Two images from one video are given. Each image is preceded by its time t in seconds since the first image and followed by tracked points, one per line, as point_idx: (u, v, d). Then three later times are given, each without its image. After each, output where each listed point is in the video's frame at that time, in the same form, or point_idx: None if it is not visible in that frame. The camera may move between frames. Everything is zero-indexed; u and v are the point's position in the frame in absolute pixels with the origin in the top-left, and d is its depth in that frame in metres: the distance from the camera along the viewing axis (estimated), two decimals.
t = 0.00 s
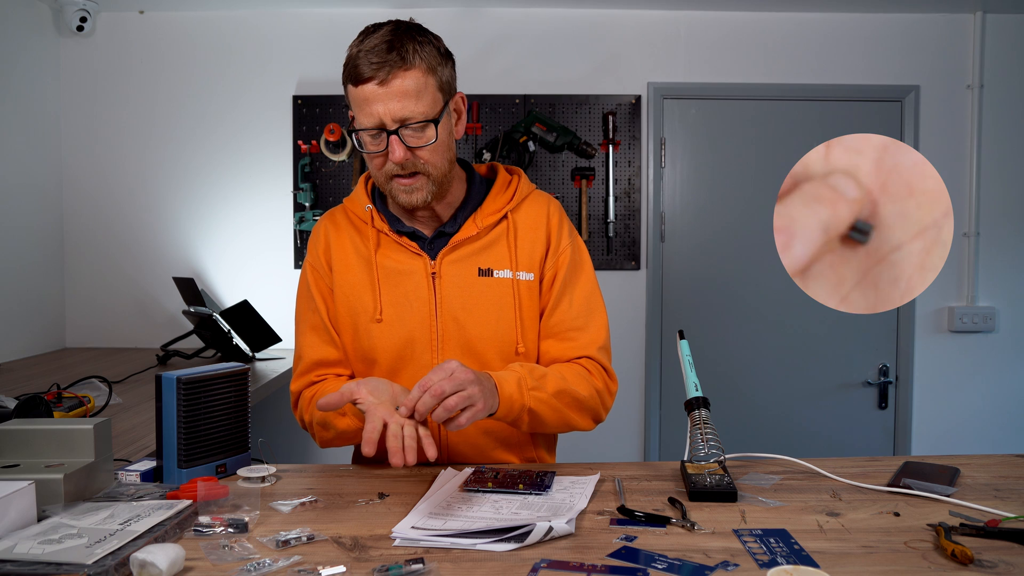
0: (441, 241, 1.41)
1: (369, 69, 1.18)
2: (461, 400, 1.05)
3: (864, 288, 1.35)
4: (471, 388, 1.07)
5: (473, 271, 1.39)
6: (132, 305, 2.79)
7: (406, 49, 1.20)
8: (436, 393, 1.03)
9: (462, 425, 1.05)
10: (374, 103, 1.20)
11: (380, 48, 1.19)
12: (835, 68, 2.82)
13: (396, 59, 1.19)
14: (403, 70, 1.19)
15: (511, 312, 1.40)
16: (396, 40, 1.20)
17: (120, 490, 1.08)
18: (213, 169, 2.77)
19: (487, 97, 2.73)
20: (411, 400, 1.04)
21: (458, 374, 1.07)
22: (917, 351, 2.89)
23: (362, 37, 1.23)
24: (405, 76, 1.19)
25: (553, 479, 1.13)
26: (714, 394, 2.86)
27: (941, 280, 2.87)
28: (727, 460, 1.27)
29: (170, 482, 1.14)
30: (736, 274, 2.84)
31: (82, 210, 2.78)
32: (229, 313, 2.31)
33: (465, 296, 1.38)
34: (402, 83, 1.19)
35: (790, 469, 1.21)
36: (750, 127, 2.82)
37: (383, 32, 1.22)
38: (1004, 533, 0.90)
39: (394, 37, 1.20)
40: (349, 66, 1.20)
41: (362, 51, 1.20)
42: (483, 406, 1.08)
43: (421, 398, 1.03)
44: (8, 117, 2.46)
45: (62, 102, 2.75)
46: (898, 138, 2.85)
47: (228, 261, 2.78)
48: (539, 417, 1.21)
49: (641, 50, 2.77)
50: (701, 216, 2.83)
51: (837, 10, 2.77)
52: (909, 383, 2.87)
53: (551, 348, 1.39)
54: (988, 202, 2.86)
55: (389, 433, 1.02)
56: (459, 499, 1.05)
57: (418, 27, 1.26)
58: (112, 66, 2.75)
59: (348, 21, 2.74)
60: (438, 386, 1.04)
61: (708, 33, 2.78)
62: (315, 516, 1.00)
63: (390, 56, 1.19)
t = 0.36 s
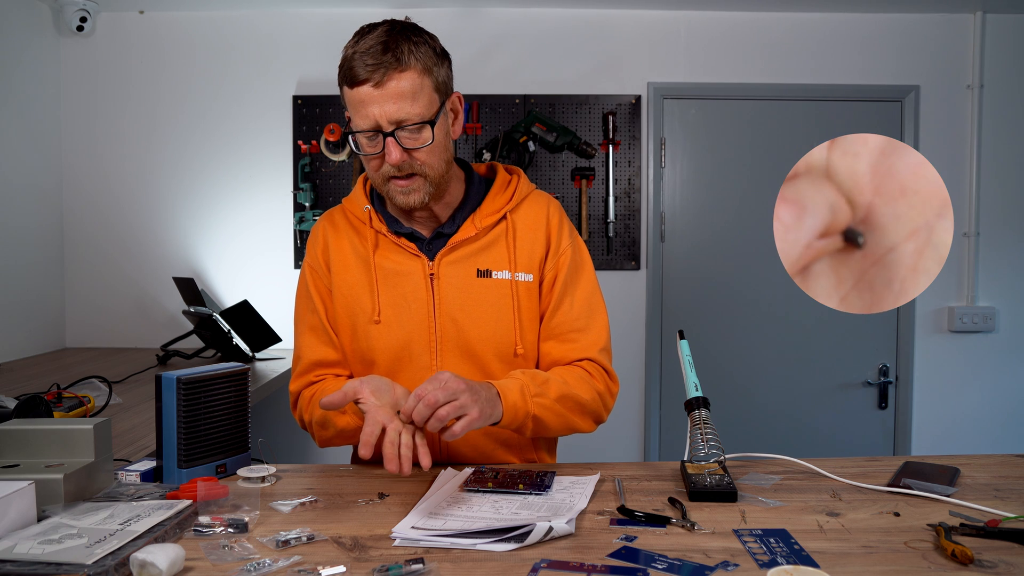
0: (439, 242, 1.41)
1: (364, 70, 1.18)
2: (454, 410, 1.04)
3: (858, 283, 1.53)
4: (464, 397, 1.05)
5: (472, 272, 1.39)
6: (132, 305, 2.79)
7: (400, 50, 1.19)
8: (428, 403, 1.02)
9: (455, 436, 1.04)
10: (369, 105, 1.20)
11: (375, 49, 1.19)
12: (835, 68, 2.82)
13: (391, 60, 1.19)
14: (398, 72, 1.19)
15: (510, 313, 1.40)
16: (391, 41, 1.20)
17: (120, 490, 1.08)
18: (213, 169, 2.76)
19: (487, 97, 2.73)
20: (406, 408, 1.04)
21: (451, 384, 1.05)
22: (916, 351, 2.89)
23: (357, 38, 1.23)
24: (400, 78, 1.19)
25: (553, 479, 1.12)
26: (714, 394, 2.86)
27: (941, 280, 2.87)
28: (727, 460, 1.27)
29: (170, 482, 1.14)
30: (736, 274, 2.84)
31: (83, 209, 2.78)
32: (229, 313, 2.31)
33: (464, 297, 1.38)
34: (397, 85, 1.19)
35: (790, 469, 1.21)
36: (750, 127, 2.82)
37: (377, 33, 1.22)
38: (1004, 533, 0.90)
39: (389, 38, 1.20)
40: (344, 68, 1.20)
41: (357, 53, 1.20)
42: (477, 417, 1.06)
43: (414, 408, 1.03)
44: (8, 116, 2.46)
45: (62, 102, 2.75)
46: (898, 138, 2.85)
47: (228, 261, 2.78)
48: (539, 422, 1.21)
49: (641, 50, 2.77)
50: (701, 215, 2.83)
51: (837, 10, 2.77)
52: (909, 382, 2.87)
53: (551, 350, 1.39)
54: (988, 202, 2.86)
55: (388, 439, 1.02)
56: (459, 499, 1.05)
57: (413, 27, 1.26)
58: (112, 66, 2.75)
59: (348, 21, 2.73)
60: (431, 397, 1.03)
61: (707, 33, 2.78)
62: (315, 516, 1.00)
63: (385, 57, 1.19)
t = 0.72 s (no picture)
0: (439, 242, 1.41)
1: (365, 71, 1.18)
2: (446, 433, 1.05)
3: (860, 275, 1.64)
4: (462, 423, 1.06)
5: (472, 273, 1.39)
6: (132, 305, 2.79)
7: (400, 50, 1.20)
8: (428, 414, 1.03)
9: (432, 451, 1.07)
10: (369, 105, 1.20)
11: (375, 49, 1.19)
12: (835, 68, 2.82)
13: (392, 61, 1.19)
14: (399, 72, 1.19)
15: (510, 314, 1.40)
16: (391, 41, 1.20)
17: (120, 490, 1.08)
18: (213, 169, 2.76)
19: (487, 97, 2.73)
20: (413, 398, 1.04)
21: (457, 408, 1.05)
22: (916, 351, 2.89)
23: (357, 39, 1.23)
24: (401, 77, 1.19)
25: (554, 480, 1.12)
26: (714, 394, 2.86)
27: (941, 280, 2.87)
28: (727, 460, 1.27)
29: (170, 482, 1.14)
30: (736, 274, 2.84)
31: (83, 209, 2.78)
32: (229, 313, 2.31)
33: (464, 298, 1.38)
34: (398, 85, 1.19)
35: (789, 469, 1.21)
36: (750, 127, 2.82)
37: (377, 34, 1.22)
38: (1004, 533, 0.90)
39: (389, 38, 1.20)
40: (344, 68, 1.20)
41: (357, 53, 1.20)
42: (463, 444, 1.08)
43: (418, 409, 1.03)
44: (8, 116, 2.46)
45: (62, 102, 2.75)
46: (898, 138, 2.85)
47: (228, 261, 2.78)
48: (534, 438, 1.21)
49: (641, 50, 2.77)
50: (701, 215, 2.83)
51: (837, 10, 2.77)
52: (909, 382, 2.87)
53: (552, 350, 1.39)
54: (988, 202, 2.86)
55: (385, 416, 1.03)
56: (459, 499, 1.05)
57: (412, 26, 1.26)
58: (112, 66, 2.75)
59: (347, 21, 2.73)
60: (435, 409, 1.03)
61: (707, 33, 2.78)
62: (315, 516, 1.00)
63: (385, 57, 1.19)
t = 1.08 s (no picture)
0: (439, 242, 1.41)
1: (364, 71, 1.18)
2: (445, 429, 1.05)
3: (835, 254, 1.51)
4: (461, 420, 1.06)
5: (472, 272, 1.39)
6: (132, 304, 2.79)
7: (400, 50, 1.19)
8: (427, 408, 1.04)
9: (432, 446, 1.08)
10: (369, 106, 1.20)
11: (375, 49, 1.19)
12: (835, 69, 2.82)
13: (391, 61, 1.19)
14: (398, 72, 1.19)
15: (511, 314, 1.40)
16: (391, 41, 1.20)
17: (120, 490, 1.08)
18: (213, 169, 2.76)
19: (487, 97, 2.73)
20: (413, 391, 1.05)
21: (456, 403, 1.05)
22: (916, 351, 2.89)
23: (356, 39, 1.23)
24: (400, 76, 1.19)
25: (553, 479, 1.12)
26: (714, 394, 2.86)
27: (941, 280, 2.87)
28: (727, 460, 1.27)
29: (170, 482, 1.14)
30: (736, 274, 2.84)
31: (82, 209, 2.78)
32: (229, 313, 2.31)
33: (464, 297, 1.38)
34: (397, 85, 1.19)
35: (789, 469, 1.21)
36: (750, 127, 2.82)
37: (376, 34, 1.22)
38: (1004, 533, 0.90)
39: (389, 38, 1.20)
40: (344, 69, 1.20)
41: (357, 53, 1.20)
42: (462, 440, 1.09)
43: (417, 401, 1.04)
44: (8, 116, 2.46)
45: (62, 102, 2.75)
46: (898, 138, 2.85)
47: (228, 261, 2.78)
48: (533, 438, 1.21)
49: (641, 50, 2.77)
50: (701, 215, 2.83)
51: (837, 10, 2.77)
52: (909, 382, 2.87)
53: (552, 351, 1.39)
54: (987, 202, 2.86)
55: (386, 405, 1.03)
56: (458, 499, 1.05)
57: (412, 27, 1.26)
58: (112, 66, 2.75)
59: (348, 21, 2.73)
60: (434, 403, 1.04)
61: (707, 33, 2.78)
62: (315, 516, 1.00)
63: (385, 57, 1.19)
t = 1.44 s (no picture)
0: (439, 241, 1.41)
1: (364, 71, 1.18)
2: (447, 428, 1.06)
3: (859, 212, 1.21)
4: (462, 420, 1.06)
5: (472, 272, 1.39)
6: (132, 304, 2.79)
7: (401, 50, 1.20)
8: (427, 410, 1.04)
9: (432, 446, 1.08)
10: (369, 106, 1.20)
11: (375, 49, 1.19)
12: (835, 69, 2.82)
13: (391, 61, 1.19)
14: (398, 71, 1.19)
15: (511, 313, 1.40)
16: (391, 41, 1.20)
17: (120, 490, 1.08)
18: (212, 169, 2.76)
19: (487, 97, 2.73)
20: (413, 391, 1.05)
21: (457, 404, 1.05)
22: (916, 351, 2.89)
23: (357, 39, 1.23)
24: (400, 76, 1.19)
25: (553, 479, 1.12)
26: (714, 394, 2.86)
27: (941, 280, 2.87)
28: (727, 460, 1.27)
29: (170, 483, 1.14)
30: (735, 274, 2.84)
31: (82, 209, 2.78)
32: (229, 313, 2.31)
33: (463, 297, 1.38)
34: (398, 85, 1.19)
35: (789, 469, 1.21)
36: (750, 127, 2.82)
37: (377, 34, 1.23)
38: (1004, 533, 0.90)
39: (389, 38, 1.20)
40: (344, 68, 1.20)
41: (357, 53, 1.20)
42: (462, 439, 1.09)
43: (417, 402, 1.04)
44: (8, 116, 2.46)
45: (62, 102, 2.75)
46: (898, 138, 2.85)
47: (228, 261, 2.78)
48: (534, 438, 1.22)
49: (641, 50, 2.77)
50: (701, 215, 2.83)
51: (836, 10, 2.77)
52: (909, 382, 2.87)
53: (552, 351, 1.39)
54: (987, 202, 2.86)
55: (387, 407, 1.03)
56: (458, 499, 1.05)
57: (412, 26, 1.26)
58: (111, 66, 2.75)
59: (347, 21, 2.73)
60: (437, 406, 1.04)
61: (707, 33, 2.78)
62: (315, 516, 1.00)
63: (385, 57, 1.19)
